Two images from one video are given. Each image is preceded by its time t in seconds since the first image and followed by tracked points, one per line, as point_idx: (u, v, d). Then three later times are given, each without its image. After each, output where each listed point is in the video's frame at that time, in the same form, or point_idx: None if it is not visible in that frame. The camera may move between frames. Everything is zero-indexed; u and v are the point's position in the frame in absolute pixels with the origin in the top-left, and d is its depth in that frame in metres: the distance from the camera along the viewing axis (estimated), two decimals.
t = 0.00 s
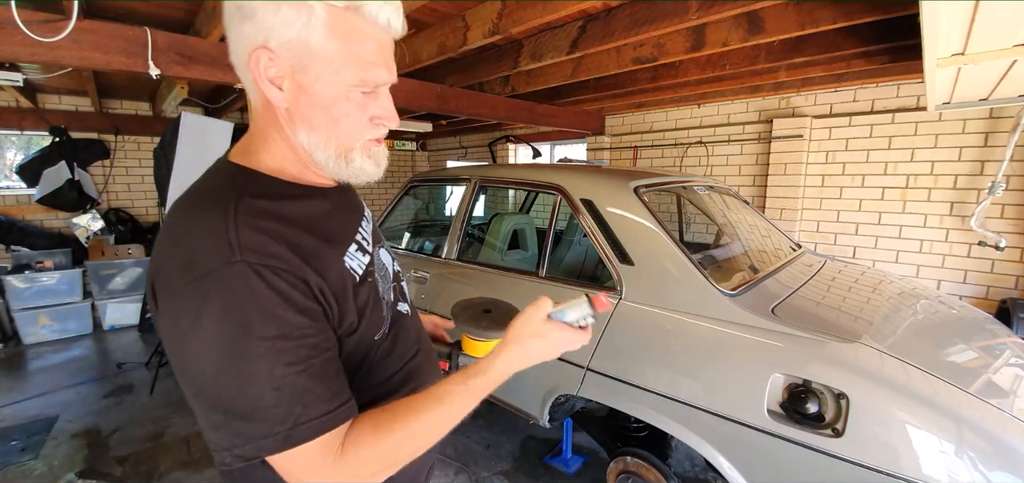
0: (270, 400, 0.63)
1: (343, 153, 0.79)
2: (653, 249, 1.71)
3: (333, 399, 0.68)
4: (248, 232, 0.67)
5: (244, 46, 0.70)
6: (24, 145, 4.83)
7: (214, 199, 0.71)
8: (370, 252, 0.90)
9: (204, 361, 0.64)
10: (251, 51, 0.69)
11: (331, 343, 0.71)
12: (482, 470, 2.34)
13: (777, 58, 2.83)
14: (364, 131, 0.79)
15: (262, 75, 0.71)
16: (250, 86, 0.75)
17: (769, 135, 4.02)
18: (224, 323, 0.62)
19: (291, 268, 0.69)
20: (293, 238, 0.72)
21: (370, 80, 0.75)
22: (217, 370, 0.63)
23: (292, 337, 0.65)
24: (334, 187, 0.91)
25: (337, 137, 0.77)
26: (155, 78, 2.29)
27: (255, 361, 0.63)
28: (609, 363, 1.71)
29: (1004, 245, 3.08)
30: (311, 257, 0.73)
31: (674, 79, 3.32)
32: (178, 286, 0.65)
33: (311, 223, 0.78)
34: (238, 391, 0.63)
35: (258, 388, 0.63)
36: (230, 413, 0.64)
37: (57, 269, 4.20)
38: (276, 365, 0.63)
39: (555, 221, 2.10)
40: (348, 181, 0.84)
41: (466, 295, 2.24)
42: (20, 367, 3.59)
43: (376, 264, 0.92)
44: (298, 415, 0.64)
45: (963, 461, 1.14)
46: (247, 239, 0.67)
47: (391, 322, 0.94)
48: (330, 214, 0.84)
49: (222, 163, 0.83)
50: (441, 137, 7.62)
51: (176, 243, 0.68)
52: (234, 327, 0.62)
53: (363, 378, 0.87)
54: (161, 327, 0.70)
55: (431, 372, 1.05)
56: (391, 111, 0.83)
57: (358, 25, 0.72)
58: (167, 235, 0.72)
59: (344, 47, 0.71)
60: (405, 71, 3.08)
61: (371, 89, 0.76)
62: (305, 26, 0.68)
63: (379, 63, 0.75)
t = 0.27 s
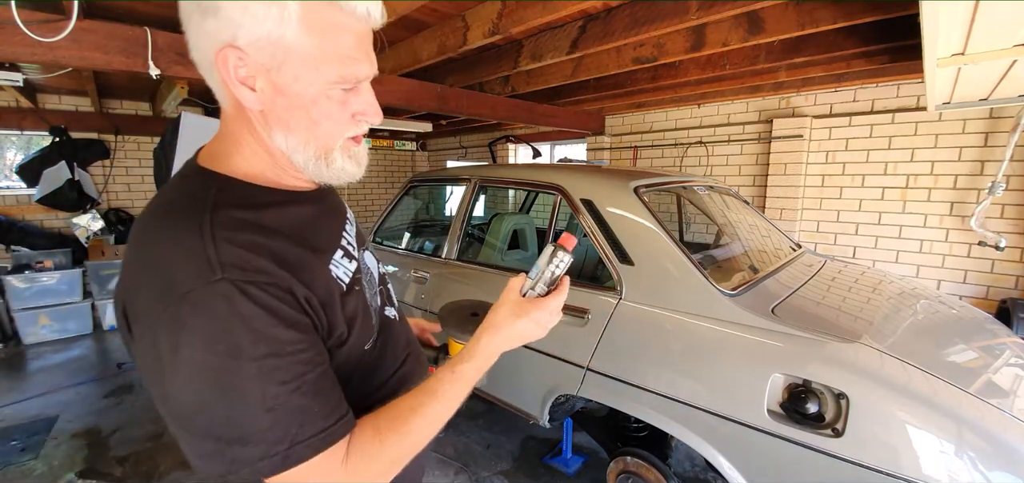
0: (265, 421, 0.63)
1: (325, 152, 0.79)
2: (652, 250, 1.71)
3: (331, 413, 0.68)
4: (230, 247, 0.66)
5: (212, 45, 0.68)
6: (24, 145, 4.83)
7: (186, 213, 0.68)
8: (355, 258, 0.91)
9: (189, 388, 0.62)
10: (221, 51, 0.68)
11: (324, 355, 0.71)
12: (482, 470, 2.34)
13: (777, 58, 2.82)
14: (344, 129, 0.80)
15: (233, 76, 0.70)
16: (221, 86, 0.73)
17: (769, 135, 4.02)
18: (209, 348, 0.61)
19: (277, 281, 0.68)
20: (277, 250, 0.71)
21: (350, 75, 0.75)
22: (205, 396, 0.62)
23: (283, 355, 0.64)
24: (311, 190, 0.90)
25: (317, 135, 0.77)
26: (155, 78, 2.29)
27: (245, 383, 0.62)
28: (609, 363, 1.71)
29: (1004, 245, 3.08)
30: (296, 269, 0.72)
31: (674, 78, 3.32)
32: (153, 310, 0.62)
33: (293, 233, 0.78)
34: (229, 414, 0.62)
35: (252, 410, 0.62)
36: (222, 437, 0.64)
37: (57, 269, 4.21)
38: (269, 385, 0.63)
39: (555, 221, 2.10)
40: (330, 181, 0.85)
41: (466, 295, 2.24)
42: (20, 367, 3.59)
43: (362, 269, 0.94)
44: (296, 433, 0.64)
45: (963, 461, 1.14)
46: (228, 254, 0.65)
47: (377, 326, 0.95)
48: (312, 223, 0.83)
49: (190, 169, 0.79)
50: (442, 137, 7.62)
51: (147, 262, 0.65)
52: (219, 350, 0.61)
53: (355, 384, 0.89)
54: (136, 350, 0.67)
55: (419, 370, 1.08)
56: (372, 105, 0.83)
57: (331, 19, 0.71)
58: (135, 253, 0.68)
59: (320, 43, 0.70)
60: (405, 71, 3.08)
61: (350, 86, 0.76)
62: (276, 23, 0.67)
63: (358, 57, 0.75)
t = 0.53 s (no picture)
0: (262, 428, 0.63)
1: (313, 150, 0.80)
2: (652, 250, 1.71)
3: (330, 418, 0.68)
4: (220, 253, 0.65)
5: (192, 41, 0.67)
6: (24, 145, 4.82)
7: (173, 220, 0.67)
8: (345, 260, 0.91)
9: (180, 398, 0.61)
10: (201, 47, 0.67)
11: (319, 360, 0.71)
12: (482, 470, 2.34)
13: (777, 58, 2.82)
14: (332, 126, 0.80)
15: (214, 74, 0.69)
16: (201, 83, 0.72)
17: (769, 135, 4.02)
18: (201, 356, 0.60)
19: (270, 286, 0.68)
20: (268, 255, 0.71)
21: (336, 70, 0.74)
22: (197, 405, 0.61)
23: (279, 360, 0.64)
24: (298, 190, 0.90)
25: (303, 133, 0.77)
26: (154, 78, 2.29)
27: (239, 391, 0.61)
28: (609, 363, 1.71)
29: (1004, 245, 3.08)
30: (288, 273, 0.72)
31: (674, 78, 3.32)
32: (140, 318, 0.62)
33: (285, 236, 0.78)
34: (223, 422, 0.62)
35: (247, 418, 0.62)
36: (214, 447, 0.63)
37: (57, 269, 4.21)
38: (264, 392, 0.63)
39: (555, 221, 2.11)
40: (318, 179, 0.85)
41: (466, 295, 2.23)
42: (20, 367, 3.58)
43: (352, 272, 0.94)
44: (293, 440, 0.64)
45: (963, 461, 1.14)
46: (217, 261, 0.65)
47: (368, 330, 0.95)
48: (302, 225, 0.84)
49: (176, 172, 0.78)
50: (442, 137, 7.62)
51: (133, 269, 0.65)
52: (211, 358, 0.60)
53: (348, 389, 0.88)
54: (119, 360, 0.66)
55: (410, 374, 1.08)
56: (360, 99, 0.83)
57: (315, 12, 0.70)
58: (118, 260, 0.67)
59: (303, 38, 0.70)
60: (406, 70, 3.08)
61: (336, 81, 0.76)
62: (256, 17, 0.66)
63: (345, 50, 0.75)
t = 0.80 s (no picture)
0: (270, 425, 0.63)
1: (310, 148, 0.80)
2: (652, 250, 1.71)
3: (337, 414, 0.68)
4: (221, 253, 0.66)
5: (184, 39, 0.67)
6: (24, 145, 4.82)
7: (174, 221, 0.67)
8: (342, 262, 0.92)
9: (187, 399, 0.61)
10: (193, 45, 0.67)
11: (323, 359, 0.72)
12: (482, 470, 2.34)
13: (777, 58, 2.82)
14: (328, 122, 0.80)
15: (207, 71, 0.69)
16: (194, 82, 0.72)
17: (769, 135, 4.02)
18: (208, 356, 0.60)
19: (273, 286, 0.68)
20: (268, 255, 0.72)
21: (331, 65, 0.74)
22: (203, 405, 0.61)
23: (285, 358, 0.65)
24: (293, 189, 0.90)
25: (299, 130, 0.77)
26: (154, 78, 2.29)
27: (246, 391, 0.61)
28: (609, 363, 1.71)
29: (1004, 245, 3.08)
30: (288, 274, 0.73)
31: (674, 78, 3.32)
32: (143, 322, 0.61)
33: (284, 237, 0.78)
34: (231, 421, 0.62)
35: (255, 416, 0.62)
36: (222, 448, 0.63)
37: (57, 269, 4.21)
38: (271, 391, 0.63)
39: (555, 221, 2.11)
40: (315, 176, 0.86)
41: (466, 295, 2.22)
42: (20, 367, 3.58)
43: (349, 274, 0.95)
44: (302, 437, 0.65)
45: (964, 461, 1.14)
46: (220, 261, 0.65)
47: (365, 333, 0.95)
48: (300, 226, 0.84)
49: (171, 173, 0.77)
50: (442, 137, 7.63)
51: (133, 273, 0.64)
52: (218, 358, 0.60)
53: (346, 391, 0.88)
54: (120, 366, 0.65)
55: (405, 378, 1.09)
56: (357, 94, 0.83)
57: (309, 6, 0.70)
58: (117, 263, 0.66)
59: (296, 33, 0.70)
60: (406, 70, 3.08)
61: (331, 77, 0.76)
62: (248, 13, 0.66)
63: (339, 44, 0.75)
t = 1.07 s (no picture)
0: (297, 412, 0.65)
1: (312, 148, 0.81)
2: (652, 249, 1.71)
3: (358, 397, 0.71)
4: (229, 252, 0.66)
5: (188, 40, 0.67)
6: (24, 145, 4.82)
7: (181, 222, 0.67)
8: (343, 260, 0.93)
9: (211, 398, 0.61)
10: (197, 47, 0.66)
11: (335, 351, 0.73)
12: (482, 470, 2.34)
13: (777, 58, 2.82)
14: (330, 123, 0.81)
15: (210, 73, 0.69)
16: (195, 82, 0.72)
17: (769, 135, 4.01)
18: (231, 352, 0.60)
19: (283, 280, 0.70)
20: (273, 252, 0.73)
21: (334, 66, 0.75)
22: (228, 401, 0.62)
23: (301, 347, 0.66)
24: (291, 188, 0.90)
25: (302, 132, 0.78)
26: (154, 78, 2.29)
27: (270, 382, 0.63)
28: (609, 363, 1.71)
29: (1004, 245, 3.08)
30: (294, 269, 0.74)
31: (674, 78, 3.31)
32: (156, 327, 0.60)
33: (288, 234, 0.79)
34: (258, 413, 0.63)
35: (281, 404, 0.64)
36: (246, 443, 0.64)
37: (57, 269, 4.21)
38: (296, 379, 0.64)
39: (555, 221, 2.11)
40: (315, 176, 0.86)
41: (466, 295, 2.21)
42: (20, 368, 3.58)
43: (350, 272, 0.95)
44: (328, 419, 0.67)
45: (963, 461, 1.14)
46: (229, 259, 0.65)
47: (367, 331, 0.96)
48: (302, 224, 0.85)
49: (170, 176, 0.76)
50: (442, 137, 7.63)
51: (142, 279, 0.63)
52: (239, 354, 0.61)
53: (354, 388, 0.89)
54: (134, 375, 0.64)
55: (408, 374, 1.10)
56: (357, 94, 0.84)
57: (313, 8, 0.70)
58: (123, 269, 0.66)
59: (301, 36, 0.70)
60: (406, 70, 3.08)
61: (334, 78, 0.76)
62: (253, 15, 0.66)
63: (342, 45, 0.75)
